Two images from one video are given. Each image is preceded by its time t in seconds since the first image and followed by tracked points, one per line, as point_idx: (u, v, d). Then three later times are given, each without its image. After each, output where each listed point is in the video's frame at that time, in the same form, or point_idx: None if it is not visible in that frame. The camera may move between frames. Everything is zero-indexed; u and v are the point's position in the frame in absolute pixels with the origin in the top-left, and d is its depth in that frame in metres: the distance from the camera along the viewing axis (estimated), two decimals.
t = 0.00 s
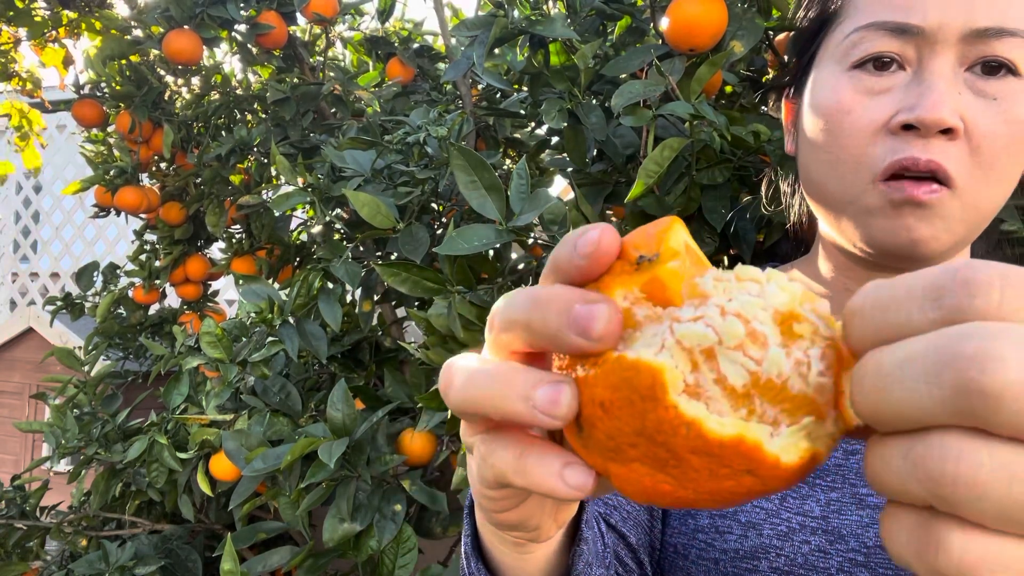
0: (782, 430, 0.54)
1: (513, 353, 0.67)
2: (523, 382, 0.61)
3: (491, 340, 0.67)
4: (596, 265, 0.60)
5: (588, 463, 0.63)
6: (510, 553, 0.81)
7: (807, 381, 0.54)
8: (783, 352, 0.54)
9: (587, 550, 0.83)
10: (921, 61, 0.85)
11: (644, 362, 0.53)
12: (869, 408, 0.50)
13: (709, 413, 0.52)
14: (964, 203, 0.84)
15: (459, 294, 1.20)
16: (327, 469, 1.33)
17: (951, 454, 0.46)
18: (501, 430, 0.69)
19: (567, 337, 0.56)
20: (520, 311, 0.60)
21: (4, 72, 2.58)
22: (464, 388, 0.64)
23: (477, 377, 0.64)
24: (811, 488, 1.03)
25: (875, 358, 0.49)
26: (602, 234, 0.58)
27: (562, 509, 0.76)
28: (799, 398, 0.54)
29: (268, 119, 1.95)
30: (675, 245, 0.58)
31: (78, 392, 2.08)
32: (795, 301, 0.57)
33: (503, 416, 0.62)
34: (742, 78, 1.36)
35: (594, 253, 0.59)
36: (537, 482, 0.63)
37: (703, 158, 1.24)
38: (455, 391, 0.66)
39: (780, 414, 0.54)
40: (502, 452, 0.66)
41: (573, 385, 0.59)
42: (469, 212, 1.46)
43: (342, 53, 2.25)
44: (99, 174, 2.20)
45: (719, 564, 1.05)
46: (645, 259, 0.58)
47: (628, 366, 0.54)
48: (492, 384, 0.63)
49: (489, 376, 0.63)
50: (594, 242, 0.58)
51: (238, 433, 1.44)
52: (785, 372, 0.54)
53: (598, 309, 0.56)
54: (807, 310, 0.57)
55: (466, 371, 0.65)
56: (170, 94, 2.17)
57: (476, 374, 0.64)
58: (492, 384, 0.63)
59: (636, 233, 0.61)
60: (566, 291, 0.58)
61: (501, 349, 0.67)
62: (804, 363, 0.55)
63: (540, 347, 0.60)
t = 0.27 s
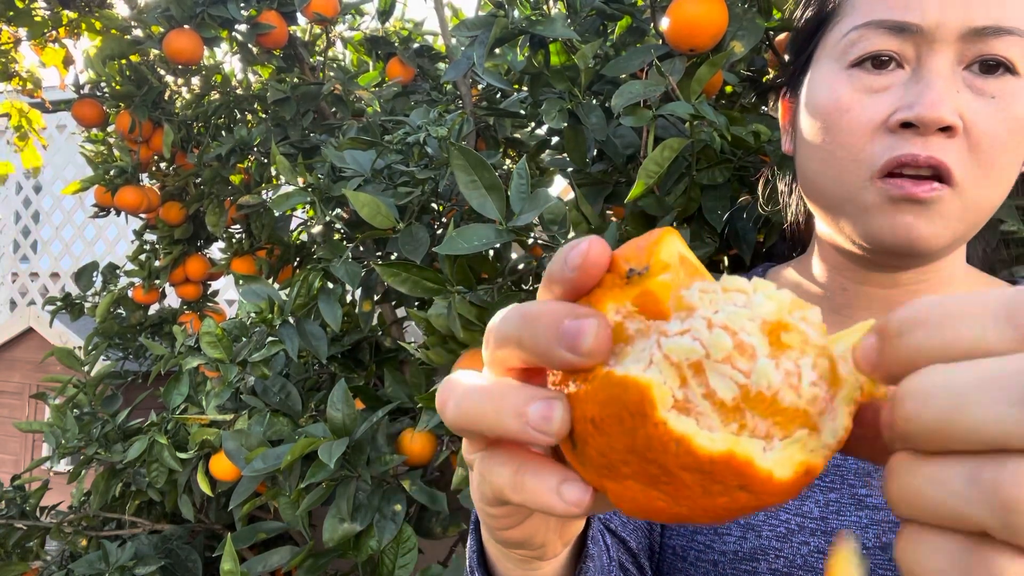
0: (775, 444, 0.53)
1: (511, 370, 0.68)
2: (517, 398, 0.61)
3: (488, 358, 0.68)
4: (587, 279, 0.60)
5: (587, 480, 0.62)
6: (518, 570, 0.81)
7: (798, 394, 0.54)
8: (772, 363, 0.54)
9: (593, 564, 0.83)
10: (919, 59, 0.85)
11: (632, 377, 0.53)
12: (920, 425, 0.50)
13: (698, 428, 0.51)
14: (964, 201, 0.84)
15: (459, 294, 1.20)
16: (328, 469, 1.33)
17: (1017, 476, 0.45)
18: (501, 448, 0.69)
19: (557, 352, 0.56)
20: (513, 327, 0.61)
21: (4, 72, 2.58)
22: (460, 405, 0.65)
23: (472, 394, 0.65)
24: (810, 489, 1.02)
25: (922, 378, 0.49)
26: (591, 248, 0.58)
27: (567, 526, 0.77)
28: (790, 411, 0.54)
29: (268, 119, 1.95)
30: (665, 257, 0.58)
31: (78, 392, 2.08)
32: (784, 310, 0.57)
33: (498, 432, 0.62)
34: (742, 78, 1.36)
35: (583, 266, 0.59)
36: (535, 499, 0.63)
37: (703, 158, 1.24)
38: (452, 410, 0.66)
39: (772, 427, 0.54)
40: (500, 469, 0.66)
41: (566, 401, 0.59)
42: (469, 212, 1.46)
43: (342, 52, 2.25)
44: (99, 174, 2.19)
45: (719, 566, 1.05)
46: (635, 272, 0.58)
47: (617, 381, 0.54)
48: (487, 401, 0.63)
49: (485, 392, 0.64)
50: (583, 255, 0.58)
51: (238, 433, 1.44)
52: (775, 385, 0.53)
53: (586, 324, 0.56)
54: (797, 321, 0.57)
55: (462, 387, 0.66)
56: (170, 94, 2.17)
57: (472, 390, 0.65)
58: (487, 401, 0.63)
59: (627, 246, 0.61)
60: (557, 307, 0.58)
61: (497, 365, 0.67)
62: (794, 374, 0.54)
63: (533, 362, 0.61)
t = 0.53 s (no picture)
0: (794, 392, 0.52)
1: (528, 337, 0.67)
2: (536, 360, 0.60)
3: (504, 325, 0.67)
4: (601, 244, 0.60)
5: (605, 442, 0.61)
6: (537, 561, 0.82)
7: (816, 340, 0.53)
8: (788, 311, 0.53)
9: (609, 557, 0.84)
10: (919, 60, 0.85)
11: (648, 331, 0.52)
12: (941, 381, 0.48)
13: (717, 379, 0.51)
14: (961, 206, 0.86)
15: (460, 294, 1.20)
16: (327, 469, 1.33)
17: None
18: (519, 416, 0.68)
19: (574, 311, 0.55)
20: (530, 289, 0.60)
21: (5, 72, 2.58)
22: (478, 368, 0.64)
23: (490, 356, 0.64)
24: (809, 492, 1.04)
25: (941, 329, 0.48)
26: (608, 210, 0.57)
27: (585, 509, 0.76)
28: (808, 357, 0.53)
29: (268, 119, 1.95)
30: (681, 219, 0.58)
31: (78, 392, 2.08)
32: (797, 261, 0.56)
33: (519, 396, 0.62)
34: (742, 78, 1.36)
35: (599, 229, 0.58)
36: (557, 462, 0.62)
37: (703, 158, 1.24)
38: (470, 376, 0.65)
39: (790, 375, 0.53)
40: (519, 434, 0.66)
41: (584, 360, 0.59)
42: (469, 212, 1.46)
43: (342, 52, 2.25)
44: (100, 174, 2.19)
45: (719, 567, 1.05)
46: (651, 233, 0.58)
47: (634, 335, 0.53)
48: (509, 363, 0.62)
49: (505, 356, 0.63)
50: (599, 219, 0.58)
51: (238, 433, 1.44)
52: (793, 332, 0.52)
53: (603, 283, 0.55)
54: (811, 272, 0.56)
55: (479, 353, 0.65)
56: (170, 94, 2.17)
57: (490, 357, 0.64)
58: (506, 363, 0.62)
59: (642, 212, 0.61)
60: (574, 267, 0.58)
61: (514, 331, 0.67)
62: (810, 322, 0.54)
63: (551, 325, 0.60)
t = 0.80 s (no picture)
0: (791, 407, 0.52)
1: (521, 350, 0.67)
2: (530, 378, 0.60)
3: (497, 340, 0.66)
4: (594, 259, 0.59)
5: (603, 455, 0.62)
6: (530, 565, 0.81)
7: (813, 355, 0.53)
8: (786, 327, 0.53)
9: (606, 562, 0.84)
10: (916, 64, 0.84)
11: (646, 348, 0.52)
12: (920, 390, 0.48)
13: (715, 394, 0.51)
14: (958, 208, 0.86)
15: (460, 294, 1.20)
16: (327, 469, 1.33)
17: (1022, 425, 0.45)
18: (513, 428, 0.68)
19: (570, 330, 0.55)
20: (523, 307, 0.59)
21: (4, 71, 2.57)
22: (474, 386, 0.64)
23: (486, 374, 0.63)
24: (809, 491, 1.03)
25: (914, 337, 0.48)
26: (601, 226, 0.56)
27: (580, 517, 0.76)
28: (806, 372, 0.53)
29: (268, 119, 1.95)
30: (673, 232, 0.57)
31: (78, 392, 2.08)
32: (795, 276, 0.56)
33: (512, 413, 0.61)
34: (742, 78, 1.36)
35: (593, 245, 0.57)
36: (554, 475, 0.62)
37: (703, 158, 1.24)
38: (466, 391, 0.64)
39: (788, 390, 0.53)
40: (514, 447, 0.65)
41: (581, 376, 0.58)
42: (469, 212, 1.45)
43: (342, 52, 2.24)
44: (100, 174, 2.19)
45: (719, 568, 1.05)
46: (644, 248, 0.57)
47: (632, 353, 0.53)
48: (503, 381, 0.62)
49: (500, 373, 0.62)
50: (592, 235, 0.57)
51: (238, 433, 1.44)
52: (790, 348, 0.52)
53: (600, 301, 0.54)
54: (809, 287, 0.56)
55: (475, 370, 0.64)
56: (170, 94, 2.17)
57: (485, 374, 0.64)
58: (501, 382, 0.62)
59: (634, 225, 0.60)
60: (569, 285, 0.57)
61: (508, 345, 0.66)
62: (808, 337, 0.53)
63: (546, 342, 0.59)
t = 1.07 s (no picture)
0: (789, 445, 0.52)
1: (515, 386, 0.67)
2: (526, 417, 0.61)
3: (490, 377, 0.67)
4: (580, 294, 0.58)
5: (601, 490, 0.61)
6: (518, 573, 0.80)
7: (810, 394, 0.53)
8: (783, 367, 0.53)
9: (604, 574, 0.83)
10: (915, 63, 0.84)
11: (643, 391, 0.52)
12: (888, 415, 0.48)
13: (713, 435, 0.51)
14: (959, 202, 0.84)
15: (459, 294, 1.20)
16: (327, 469, 1.33)
17: (984, 443, 0.44)
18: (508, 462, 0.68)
19: (564, 371, 0.56)
20: (514, 346, 0.60)
21: (4, 71, 2.57)
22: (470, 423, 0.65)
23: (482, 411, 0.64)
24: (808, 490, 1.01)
25: (875, 362, 0.48)
26: (582, 262, 0.56)
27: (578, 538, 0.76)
28: (803, 412, 0.53)
29: (268, 119, 1.95)
30: (657, 264, 0.56)
31: (78, 392, 2.08)
32: (790, 312, 0.55)
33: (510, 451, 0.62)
34: (742, 78, 1.36)
35: (577, 281, 0.57)
36: (548, 510, 0.62)
37: (703, 158, 1.24)
38: (460, 431, 0.66)
39: (786, 429, 0.53)
40: (512, 482, 0.66)
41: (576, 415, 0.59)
42: (469, 212, 1.46)
43: (342, 52, 2.25)
44: (100, 174, 2.19)
45: (718, 567, 1.05)
46: (630, 281, 0.56)
47: (628, 395, 0.53)
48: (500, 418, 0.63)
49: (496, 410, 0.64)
50: (575, 271, 0.57)
51: (238, 433, 1.44)
52: (788, 389, 0.52)
53: (590, 342, 0.55)
54: (804, 322, 0.55)
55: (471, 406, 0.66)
56: (170, 94, 2.17)
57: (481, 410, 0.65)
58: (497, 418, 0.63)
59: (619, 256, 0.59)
60: (559, 325, 0.57)
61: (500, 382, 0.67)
62: (804, 376, 0.53)
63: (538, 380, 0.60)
